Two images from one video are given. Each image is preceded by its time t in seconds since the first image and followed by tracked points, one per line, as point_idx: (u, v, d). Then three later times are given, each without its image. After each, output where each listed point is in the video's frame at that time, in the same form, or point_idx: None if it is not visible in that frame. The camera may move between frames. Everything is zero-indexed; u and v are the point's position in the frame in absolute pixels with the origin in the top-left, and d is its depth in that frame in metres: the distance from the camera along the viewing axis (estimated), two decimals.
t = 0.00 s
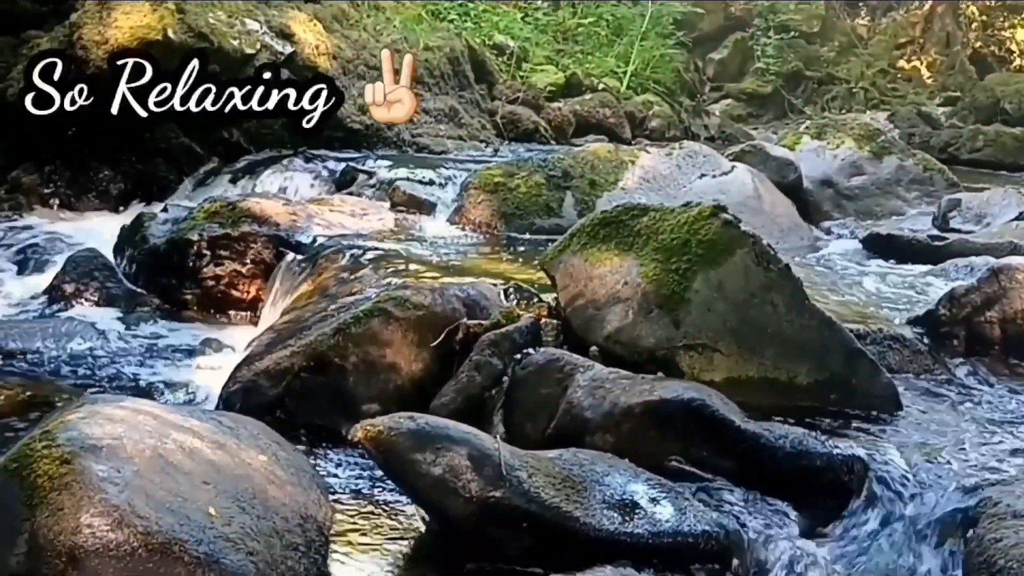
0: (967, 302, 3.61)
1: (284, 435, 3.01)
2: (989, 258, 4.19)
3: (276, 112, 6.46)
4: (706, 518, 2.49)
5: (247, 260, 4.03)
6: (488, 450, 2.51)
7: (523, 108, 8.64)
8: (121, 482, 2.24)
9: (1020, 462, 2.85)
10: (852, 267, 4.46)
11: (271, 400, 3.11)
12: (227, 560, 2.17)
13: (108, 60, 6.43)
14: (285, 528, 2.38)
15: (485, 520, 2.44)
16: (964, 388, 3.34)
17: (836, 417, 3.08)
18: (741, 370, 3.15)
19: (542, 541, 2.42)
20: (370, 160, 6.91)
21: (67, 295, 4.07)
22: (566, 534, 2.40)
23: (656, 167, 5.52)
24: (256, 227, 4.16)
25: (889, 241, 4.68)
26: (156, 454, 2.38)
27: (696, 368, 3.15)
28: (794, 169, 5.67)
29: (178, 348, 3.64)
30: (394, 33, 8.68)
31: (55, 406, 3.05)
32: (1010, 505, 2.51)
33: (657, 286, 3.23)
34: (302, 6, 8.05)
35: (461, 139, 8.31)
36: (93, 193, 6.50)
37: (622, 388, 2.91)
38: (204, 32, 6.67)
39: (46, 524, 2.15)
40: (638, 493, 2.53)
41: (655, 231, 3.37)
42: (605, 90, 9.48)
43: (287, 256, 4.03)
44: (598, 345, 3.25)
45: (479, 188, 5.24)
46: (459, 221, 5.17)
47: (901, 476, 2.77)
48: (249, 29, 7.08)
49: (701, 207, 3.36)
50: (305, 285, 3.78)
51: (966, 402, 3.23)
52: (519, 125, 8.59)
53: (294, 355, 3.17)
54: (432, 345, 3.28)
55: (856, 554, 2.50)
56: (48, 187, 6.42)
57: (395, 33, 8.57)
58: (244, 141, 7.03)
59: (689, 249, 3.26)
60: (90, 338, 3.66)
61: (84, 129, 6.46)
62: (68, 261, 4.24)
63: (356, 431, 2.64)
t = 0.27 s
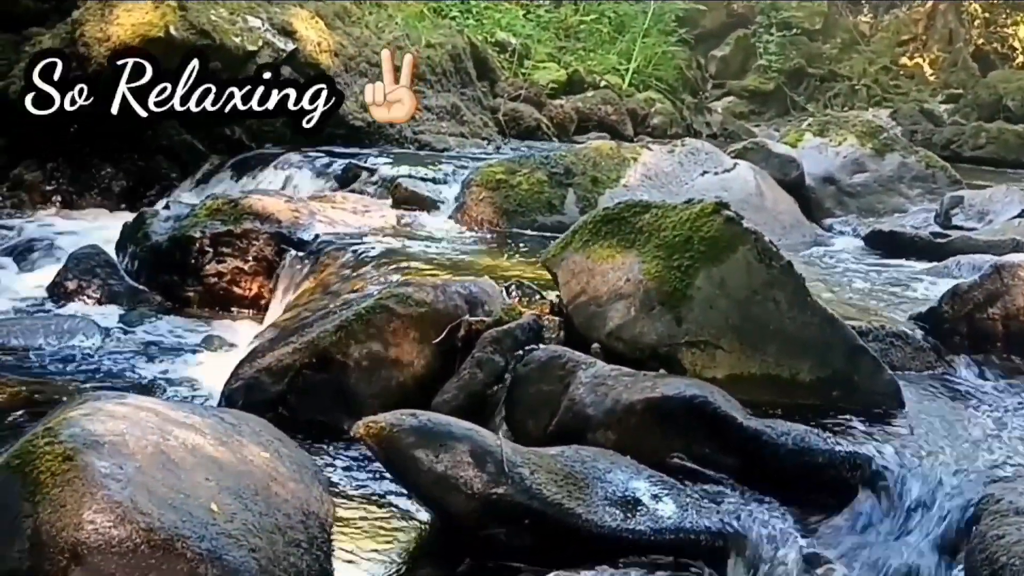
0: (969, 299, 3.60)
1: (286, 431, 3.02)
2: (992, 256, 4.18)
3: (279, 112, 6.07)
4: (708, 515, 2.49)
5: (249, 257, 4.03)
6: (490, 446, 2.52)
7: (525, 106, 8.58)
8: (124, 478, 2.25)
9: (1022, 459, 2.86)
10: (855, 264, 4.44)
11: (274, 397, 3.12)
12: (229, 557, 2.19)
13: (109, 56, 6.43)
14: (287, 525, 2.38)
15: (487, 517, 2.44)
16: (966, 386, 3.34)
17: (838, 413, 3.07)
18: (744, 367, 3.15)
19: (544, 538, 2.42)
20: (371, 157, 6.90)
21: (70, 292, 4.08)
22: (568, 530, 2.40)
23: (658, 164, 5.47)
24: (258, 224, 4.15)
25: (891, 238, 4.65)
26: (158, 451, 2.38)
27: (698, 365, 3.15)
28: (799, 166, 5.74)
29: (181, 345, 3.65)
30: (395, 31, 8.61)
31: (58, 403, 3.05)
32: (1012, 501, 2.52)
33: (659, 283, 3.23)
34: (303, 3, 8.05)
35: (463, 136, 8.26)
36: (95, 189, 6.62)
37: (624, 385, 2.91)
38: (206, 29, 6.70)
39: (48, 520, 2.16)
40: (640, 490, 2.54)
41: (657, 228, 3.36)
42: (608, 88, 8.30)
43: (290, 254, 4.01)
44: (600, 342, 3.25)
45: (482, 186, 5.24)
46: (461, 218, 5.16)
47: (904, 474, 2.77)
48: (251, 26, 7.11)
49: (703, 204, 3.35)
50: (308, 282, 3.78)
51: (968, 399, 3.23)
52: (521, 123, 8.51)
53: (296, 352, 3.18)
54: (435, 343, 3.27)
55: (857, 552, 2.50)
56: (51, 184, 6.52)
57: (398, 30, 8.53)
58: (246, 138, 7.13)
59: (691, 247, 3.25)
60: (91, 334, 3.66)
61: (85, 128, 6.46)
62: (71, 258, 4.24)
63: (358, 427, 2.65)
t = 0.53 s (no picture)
0: (972, 297, 3.59)
1: (288, 429, 3.02)
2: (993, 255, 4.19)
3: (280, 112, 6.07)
4: (710, 513, 2.50)
5: (251, 255, 4.03)
6: (491, 444, 2.52)
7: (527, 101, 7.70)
8: (126, 475, 2.25)
9: None
10: (857, 263, 4.44)
11: (276, 394, 3.13)
12: (232, 553, 2.20)
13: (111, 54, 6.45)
14: (289, 522, 2.39)
15: (489, 515, 2.45)
16: (968, 384, 3.33)
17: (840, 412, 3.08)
18: (745, 365, 3.16)
19: (546, 536, 2.43)
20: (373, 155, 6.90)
21: (72, 290, 4.08)
22: (570, 528, 2.41)
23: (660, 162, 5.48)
24: (260, 222, 4.15)
25: (892, 237, 4.63)
26: (161, 448, 2.38)
27: (700, 363, 3.16)
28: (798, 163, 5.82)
29: (182, 343, 3.65)
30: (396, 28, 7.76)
31: (60, 399, 3.07)
32: (1014, 499, 2.53)
33: (661, 281, 3.23)
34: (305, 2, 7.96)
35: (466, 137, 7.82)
36: (95, 188, 6.68)
37: (626, 383, 2.91)
38: (207, 28, 6.76)
39: (51, 518, 2.16)
40: (642, 488, 2.53)
41: (659, 226, 3.36)
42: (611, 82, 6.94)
43: (291, 251, 4.02)
44: (603, 340, 3.23)
45: (483, 184, 5.27)
46: (462, 216, 5.20)
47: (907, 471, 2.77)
48: (253, 25, 7.12)
49: (705, 202, 3.35)
50: (309, 281, 3.77)
51: (970, 398, 3.23)
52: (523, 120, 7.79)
53: (298, 350, 3.19)
54: (437, 340, 3.26)
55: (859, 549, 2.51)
56: (53, 181, 6.59)
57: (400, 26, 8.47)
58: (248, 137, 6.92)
59: (693, 244, 3.25)
60: (93, 332, 3.67)
61: (87, 126, 6.42)
62: (73, 255, 4.26)
63: (360, 424, 2.65)
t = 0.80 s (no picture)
0: (981, 295, 3.58)
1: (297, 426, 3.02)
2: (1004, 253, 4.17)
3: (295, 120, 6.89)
4: (720, 509, 2.50)
5: (260, 252, 4.03)
6: (501, 440, 2.53)
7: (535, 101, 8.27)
8: (136, 470, 2.26)
9: None
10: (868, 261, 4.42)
11: (285, 391, 3.13)
12: (242, 548, 2.20)
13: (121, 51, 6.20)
14: (299, 517, 2.39)
15: (499, 511, 2.46)
16: (979, 383, 3.33)
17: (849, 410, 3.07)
18: (755, 363, 3.14)
19: (556, 532, 2.43)
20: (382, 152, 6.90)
21: (82, 286, 4.09)
22: (579, 524, 2.41)
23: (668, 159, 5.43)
24: (269, 219, 4.15)
25: (902, 236, 4.62)
26: (171, 443, 2.39)
27: (709, 360, 3.15)
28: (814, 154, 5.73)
29: (192, 339, 3.65)
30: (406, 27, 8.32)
31: (70, 395, 3.07)
32: None
33: (670, 278, 3.22)
34: None
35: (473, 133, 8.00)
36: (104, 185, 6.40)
37: (636, 380, 2.91)
38: (217, 26, 6.61)
39: (61, 512, 2.18)
40: (651, 485, 2.54)
41: (668, 224, 3.36)
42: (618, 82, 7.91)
43: (302, 249, 4.02)
44: (612, 337, 3.23)
45: (493, 182, 5.23)
46: (472, 213, 5.18)
47: (917, 469, 2.77)
48: (262, 22, 7.01)
49: (715, 200, 3.35)
50: (318, 278, 3.77)
51: (980, 396, 3.22)
52: (532, 118, 8.26)
53: (307, 347, 3.19)
54: (447, 336, 3.27)
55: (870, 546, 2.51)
56: (62, 178, 6.32)
57: (408, 23, 8.32)
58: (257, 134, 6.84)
59: (702, 242, 3.26)
60: (103, 328, 3.67)
61: (96, 122, 6.27)
62: (83, 252, 4.26)
63: (370, 422, 2.69)
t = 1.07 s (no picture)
0: (994, 290, 3.56)
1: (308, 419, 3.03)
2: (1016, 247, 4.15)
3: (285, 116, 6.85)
4: (731, 503, 2.52)
5: (271, 246, 4.04)
6: (512, 432, 2.53)
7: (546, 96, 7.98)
8: (149, 462, 2.27)
9: None
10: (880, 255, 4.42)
11: (297, 383, 3.15)
12: (254, 540, 2.21)
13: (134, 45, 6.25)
14: (310, 509, 2.40)
15: (511, 504, 2.45)
16: (990, 378, 3.32)
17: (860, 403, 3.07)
18: (766, 356, 3.14)
19: (567, 526, 2.43)
20: (392, 146, 6.90)
21: (94, 279, 4.11)
22: (590, 516, 2.42)
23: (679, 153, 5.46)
24: (280, 213, 4.16)
25: (914, 229, 4.64)
26: (184, 436, 2.40)
27: (720, 354, 3.14)
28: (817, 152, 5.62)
29: (203, 332, 3.66)
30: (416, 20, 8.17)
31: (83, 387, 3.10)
32: None
33: (681, 272, 3.22)
34: None
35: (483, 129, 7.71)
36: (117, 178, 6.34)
37: (646, 373, 2.92)
38: (228, 18, 6.49)
39: (75, 503, 2.20)
40: (662, 478, 2.56)
41: (679, 217, 3.34)
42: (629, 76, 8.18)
43: (312, 243, 4.03)
44: (622, 331, 3.25)
45: (501, 175, 5.19)
46: (483, 208, 5.09)
47: (929, 463, 2.77)
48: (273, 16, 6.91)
49: (725, 193, 3.31)
50: (330, 270, 3.78)
51: (991, 390, 3.21)
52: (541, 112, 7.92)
53: (318, 340, 3.20)
54: (457, 330, 3.27)
55: (880, 541, 2.52)
56: (74, 173, 6.29)
57: (418, 17, 8.16)
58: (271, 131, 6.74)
59: (713, 235, 3.23)
60: (115, 321, 3.68)
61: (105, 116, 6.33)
62: (95, 245, 4.28)
63: (381, 414, 2.66)
